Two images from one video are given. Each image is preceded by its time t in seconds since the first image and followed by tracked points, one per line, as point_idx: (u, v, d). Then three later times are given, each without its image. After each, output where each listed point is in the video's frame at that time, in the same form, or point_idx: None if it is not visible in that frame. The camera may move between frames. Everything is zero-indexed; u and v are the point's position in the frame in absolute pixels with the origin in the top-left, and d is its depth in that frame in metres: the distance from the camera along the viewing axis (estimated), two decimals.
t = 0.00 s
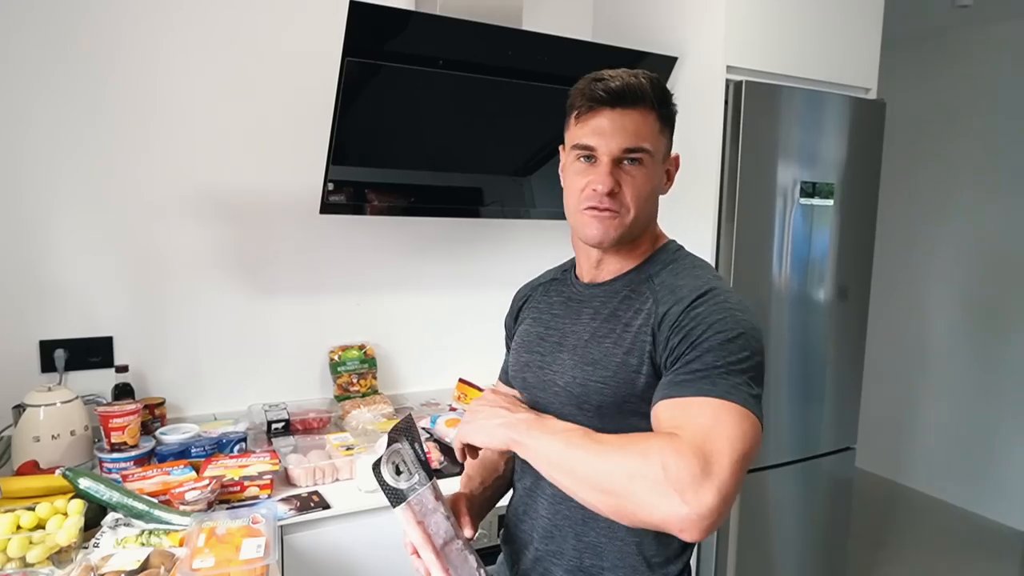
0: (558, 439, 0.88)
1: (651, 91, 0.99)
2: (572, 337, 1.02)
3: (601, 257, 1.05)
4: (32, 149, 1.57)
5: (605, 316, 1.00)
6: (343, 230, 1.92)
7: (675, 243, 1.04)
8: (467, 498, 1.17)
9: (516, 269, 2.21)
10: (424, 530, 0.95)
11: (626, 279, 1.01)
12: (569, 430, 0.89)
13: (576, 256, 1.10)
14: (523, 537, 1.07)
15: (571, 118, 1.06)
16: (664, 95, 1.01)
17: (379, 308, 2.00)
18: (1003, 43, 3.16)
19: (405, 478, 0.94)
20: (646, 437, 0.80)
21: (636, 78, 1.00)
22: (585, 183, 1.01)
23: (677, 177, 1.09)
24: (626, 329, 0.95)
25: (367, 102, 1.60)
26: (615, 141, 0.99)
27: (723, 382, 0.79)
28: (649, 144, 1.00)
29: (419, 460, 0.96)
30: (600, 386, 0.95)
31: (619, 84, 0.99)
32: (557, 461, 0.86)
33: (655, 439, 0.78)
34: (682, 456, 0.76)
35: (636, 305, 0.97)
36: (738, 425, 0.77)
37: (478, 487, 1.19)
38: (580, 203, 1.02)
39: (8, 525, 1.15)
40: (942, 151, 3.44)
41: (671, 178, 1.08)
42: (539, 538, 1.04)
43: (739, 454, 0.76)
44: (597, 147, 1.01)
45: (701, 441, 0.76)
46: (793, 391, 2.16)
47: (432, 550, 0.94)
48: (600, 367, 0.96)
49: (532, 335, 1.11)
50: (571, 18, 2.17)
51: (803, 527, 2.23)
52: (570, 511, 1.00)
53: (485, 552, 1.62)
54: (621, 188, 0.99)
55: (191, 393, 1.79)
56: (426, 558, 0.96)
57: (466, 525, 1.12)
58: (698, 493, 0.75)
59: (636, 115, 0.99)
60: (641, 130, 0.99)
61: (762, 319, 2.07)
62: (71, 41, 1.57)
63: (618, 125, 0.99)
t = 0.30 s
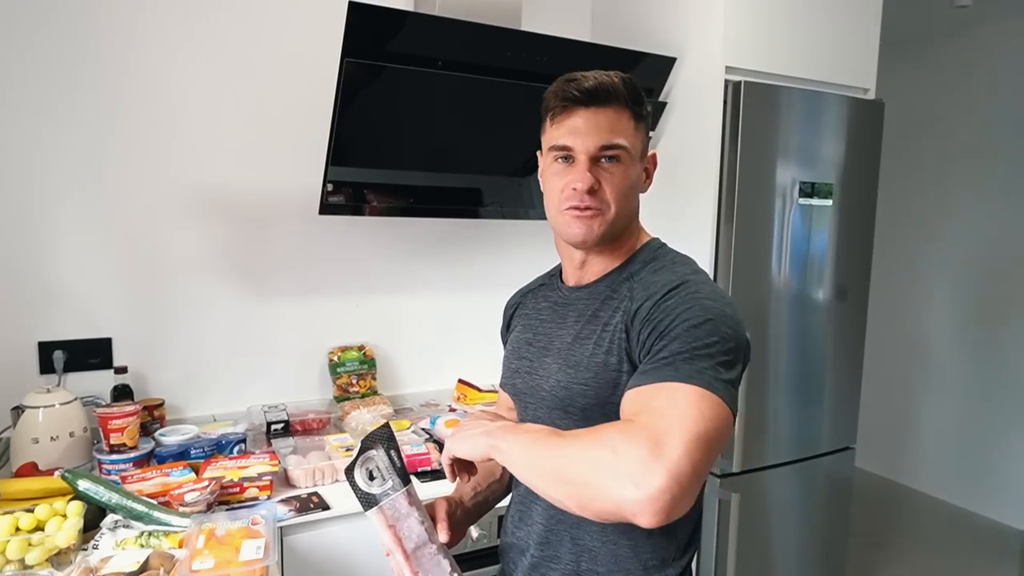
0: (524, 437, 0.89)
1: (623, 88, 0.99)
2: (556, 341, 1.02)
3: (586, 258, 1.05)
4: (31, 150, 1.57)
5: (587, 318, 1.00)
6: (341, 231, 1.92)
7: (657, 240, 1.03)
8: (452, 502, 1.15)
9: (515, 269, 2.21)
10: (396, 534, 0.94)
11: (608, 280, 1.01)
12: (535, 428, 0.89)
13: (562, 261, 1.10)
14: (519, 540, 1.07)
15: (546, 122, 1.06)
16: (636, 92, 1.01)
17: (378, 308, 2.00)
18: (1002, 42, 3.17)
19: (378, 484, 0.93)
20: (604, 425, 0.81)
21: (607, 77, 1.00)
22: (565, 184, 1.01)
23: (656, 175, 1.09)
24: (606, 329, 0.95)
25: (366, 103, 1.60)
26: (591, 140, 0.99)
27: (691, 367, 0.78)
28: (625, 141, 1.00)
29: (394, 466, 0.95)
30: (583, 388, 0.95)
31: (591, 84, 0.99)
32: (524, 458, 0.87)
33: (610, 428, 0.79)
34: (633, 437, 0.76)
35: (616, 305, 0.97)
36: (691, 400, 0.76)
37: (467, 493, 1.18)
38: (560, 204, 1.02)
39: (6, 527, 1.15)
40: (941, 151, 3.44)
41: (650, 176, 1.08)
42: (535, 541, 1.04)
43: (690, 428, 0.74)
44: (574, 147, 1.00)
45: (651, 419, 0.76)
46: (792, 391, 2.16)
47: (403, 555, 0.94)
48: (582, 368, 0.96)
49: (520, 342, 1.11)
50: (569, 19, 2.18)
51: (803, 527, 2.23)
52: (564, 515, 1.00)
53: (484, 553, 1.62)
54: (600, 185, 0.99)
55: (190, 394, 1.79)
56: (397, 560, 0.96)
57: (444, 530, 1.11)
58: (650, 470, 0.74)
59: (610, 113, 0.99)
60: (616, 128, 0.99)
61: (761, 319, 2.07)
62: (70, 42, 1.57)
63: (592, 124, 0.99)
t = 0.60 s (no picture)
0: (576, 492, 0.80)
1: (638, 85, 1.00)
2: (555, 345, 1.03)
3: (588, 259, 1.04)
4: (31, 150, 1.57)
5: (590, 325, 0.99)
6: (341, 231, 1.92)
7: (659, 244, 1.04)
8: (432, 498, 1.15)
9: (515, 270, 2.21)
10: (374, 524, 0.97)
11: (608, 285, 1.01)
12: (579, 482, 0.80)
13: (560, 258, 1.10)
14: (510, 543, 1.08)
15: (556, 112, 1.05)
16: (649, 91, 1.02)
17: (378, 309, 2.00)
18: (1001, 43, 3.17)
19: (356, 473, 0.96)
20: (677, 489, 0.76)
21: (624, 72, 1.01)
22: (576, 176, 1.00)
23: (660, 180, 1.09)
24: (611, 339, 0.95)
25: (365, 103, 1.60)
26: (605, 132, 0.99)
27: (732, 415, 0.78)
28: (638, 137, 1.00)
29: (373, 456, 0.98)
30: (584, 397, 0.95)
31: (608, 76, 1.00)
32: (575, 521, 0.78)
33: (688, 493, 0.75)
34: (721, 509, 0.74)
35: (620, 314, 0.96)
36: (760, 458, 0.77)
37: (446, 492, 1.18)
38: (568, 197, 1.01)
39: (6, 527, 1.15)
40: (940, 152, 3.44)
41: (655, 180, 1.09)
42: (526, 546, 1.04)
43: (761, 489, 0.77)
44: (587, 138, 1.00)
45: (733, 486, 0.75)
46: (791, 392, 2.16)
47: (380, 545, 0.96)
48: (584, 378, 0.96)
49: (514, 341, 1.11)
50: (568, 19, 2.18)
51: (802, 528, 2.23)
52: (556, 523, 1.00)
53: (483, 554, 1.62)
54: (613, 180, 0.99)
55: (189, 395, 1.79)
56: (375, 552, 0.98)
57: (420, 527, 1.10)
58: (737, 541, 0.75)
59: (625, 107, 1.00)
60: (630, 124, 1.00)
61: (760, 320, 2.07)
62: (69, 41, 1.57)
63: (608, 116, 0.99)
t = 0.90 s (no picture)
0: None
1: (632, 102, 0.94)
2: (558, 354, 1.03)
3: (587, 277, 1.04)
4: (29, 152, 1.57)
5: (596, 338, 0.99)
6: (340, 233, 1.92)
7: (664, 255, 1.03)
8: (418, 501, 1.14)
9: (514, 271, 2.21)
10: (364, 533, 0.95)
11: (610, 296, 1.01)
12: None
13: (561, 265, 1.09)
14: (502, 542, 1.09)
15: (547, 129, 1.01)
16: (648, 102, 0.96)
17: (377, 310, 2.00)
18: (1000, 44, 3.17)
19: (345, 481, 0.95)
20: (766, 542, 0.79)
21: (619, 87, 0.95)
22: (569, 207, 0.98)
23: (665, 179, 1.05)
24: (619, 356, 0.95)
25: (364, 103, 1.60)
26: (597, 160, 0.96)
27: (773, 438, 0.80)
28: (636, 157, 0.96)
29: (363, 463, 0.97)
30: (589, 413, 0.95)
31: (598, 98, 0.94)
32: None
33: (778, 534, 0.79)
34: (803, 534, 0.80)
35: (628, 330, 0.96)
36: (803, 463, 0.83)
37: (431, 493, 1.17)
38: (564, 223, 0.99)
39: (4, 530, 1.15)
40: (940, 152, 3.45)
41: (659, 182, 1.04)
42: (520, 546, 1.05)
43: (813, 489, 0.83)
44: (579, 166, 0.97)
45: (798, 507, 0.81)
46: (790, 393, 2.16)
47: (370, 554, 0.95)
48: (591, 395, 0.96)
49: (513, 343, 1.11)
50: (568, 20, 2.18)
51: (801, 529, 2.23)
52: (553, 527, 1.01)
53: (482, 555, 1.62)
54: (608, 208, 0.96)
55: (189, 396, 1.79)
56: (365, 560, 0.96)
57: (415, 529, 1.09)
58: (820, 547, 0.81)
59: (622, 128, 0.95)
60: (625, 146, 0.95)
61: (759, 321, 2.07)
62: (68, 41, 1.57)
63: (602, 140, 0.95)
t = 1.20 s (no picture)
0: None
1: (583, 101, 0.93)
2: (554, 351, 1.03)
3: (583, 277, 1.04)
4: (29, 154, 1.57)
5: (590, 336, 0.99)
6: (340, 234, 1.92)
7: (666, 258, 1.02)
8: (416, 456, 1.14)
9: (514, 272, 2.21)
10: (351, 452, 0.90)
11: (609, 295, 1.01)
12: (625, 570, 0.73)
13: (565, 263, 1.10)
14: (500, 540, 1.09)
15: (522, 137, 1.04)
16: (603, 101, 0.93)
17: (377, 311, 2.00)
18: (998, 44, 3.18)
19: (337, 400, 0.89)
20: (715, 540, 0.76)
21: (567, 90, 0.94)
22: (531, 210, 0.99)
23: (655, 175, 1.00)
24: (610, 355, 0.95)
25: (362, 105, 1.60)
26: (548, 162, 0.96)
27: (745, 451, 0.79)
28: (589, 156, 0.94)
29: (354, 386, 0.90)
30: (577, 411, 0.96)
31: (547, 103, 0.95)
32: None
33: (729, 537, 0.75)
34: (756, 541, 0.76)
35: (621, 330, 0.96)
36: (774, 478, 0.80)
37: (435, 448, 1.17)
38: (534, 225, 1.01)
39: (4, 532, 1.14)
40: (937, 153, 3.46)
41: (648, 178, 1.00)
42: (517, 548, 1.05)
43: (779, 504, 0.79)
44: (535, 169, 0.98)
45: (756, 514, 0.77)
46: (790, 393, 2.16)
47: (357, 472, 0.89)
48: (580, 392, 0.96)
49: (516, 340, 1.12)
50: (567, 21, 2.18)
51: (802, 529, 2.23)
52: (545, 523, 1.01)
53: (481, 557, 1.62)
54: (562, 210, 0.96)
55: (188, 398, 1.78)
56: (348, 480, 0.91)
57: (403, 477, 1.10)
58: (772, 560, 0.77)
59: (570, 130, 0.94)
60: (577, 145, 0.94)
61: (759, 321, 2.07)
62: (68, 43, 1.57)
63: (553, 143, 0.95)
